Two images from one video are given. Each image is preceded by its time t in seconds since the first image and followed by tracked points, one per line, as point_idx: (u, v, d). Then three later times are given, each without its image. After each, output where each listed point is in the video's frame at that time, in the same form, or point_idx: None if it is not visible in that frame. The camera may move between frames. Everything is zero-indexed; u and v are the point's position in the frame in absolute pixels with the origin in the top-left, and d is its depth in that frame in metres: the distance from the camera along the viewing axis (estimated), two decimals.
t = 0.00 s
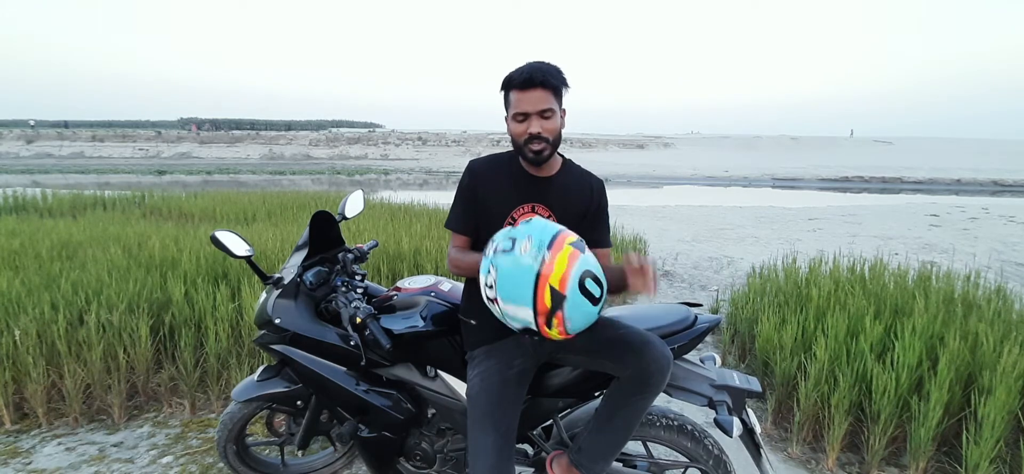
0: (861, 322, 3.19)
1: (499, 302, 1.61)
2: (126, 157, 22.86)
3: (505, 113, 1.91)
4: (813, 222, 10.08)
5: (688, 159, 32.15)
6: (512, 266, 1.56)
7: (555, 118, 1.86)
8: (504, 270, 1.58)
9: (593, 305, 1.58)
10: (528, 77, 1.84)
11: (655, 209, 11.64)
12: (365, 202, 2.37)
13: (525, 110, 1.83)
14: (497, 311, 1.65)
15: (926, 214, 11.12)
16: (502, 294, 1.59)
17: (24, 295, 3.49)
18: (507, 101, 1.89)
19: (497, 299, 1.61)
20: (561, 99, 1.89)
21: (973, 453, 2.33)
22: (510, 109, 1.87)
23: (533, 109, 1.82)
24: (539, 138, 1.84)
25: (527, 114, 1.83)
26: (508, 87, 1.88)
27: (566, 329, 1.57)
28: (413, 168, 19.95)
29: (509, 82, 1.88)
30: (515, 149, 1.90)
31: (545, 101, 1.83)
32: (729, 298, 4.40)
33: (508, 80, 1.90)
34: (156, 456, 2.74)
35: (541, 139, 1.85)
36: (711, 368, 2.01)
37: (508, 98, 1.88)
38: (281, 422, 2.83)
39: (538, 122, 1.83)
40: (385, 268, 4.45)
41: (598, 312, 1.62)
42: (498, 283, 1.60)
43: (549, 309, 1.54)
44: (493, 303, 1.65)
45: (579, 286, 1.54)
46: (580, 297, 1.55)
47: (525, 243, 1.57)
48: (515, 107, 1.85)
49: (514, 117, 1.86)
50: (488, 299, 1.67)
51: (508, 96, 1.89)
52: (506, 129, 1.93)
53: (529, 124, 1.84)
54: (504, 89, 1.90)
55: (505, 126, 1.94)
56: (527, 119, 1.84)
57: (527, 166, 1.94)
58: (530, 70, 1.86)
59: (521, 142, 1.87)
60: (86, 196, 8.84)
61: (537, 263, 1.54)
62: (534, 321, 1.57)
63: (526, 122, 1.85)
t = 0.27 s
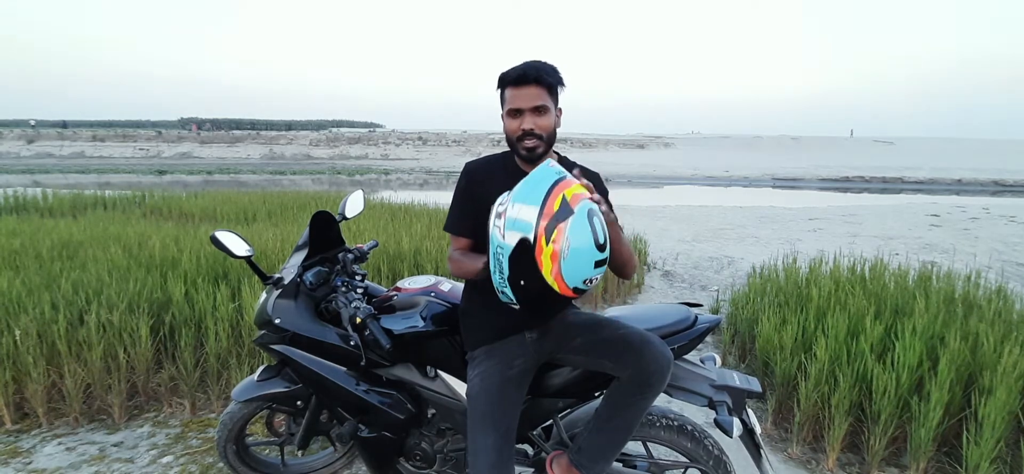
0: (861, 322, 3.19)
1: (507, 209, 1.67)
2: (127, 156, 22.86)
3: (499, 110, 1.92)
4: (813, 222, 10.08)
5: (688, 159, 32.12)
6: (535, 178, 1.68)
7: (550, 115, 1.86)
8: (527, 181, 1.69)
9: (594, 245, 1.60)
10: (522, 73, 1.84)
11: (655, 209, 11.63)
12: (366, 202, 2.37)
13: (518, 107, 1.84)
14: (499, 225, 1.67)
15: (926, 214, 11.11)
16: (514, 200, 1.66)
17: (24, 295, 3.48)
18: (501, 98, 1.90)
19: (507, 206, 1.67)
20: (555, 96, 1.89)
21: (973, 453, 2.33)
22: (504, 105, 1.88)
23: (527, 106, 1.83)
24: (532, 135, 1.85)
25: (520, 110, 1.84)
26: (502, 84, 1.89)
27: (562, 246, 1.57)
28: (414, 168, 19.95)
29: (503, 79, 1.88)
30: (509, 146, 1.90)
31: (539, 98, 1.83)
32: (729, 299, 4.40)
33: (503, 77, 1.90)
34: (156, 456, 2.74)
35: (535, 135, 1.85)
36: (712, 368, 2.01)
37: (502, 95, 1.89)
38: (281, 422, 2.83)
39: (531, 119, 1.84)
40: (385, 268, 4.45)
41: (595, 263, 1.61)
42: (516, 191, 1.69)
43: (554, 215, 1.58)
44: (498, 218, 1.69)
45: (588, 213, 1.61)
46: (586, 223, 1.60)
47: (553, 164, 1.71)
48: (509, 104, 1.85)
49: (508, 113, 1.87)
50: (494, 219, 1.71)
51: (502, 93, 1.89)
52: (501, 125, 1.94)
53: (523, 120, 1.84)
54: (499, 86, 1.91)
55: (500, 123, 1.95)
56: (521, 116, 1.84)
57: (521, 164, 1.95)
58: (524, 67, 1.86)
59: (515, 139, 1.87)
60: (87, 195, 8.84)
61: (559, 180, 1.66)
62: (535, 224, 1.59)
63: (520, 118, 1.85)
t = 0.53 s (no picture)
0: (861, 322, 3.19)
1: (511, 229, 1.67)
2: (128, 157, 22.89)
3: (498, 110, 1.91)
4: (813, 222, 10.08)
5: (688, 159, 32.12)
6: (538, 198, 1.69)
7: (549, 114, 1.86)
8: (530, 200, 1.69)
9: (595, 269, 1.65)
10: (521, 73, 1.84)
11: (655, 209, 11.63)
12: (365, 202, 2.37)
13: (518, 106, 1.84)
14: (501, 244, 1.68)
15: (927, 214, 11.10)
16: (518, 220, 1.67)
17: (25, 295, 3.49)
18: (500, 99, 1.89)
19: (511, 225, 1.67)
20: (553, 96, 1.89)
21: (972, 453, 2.33)
22: (503, 105, 1.87)
23: (526, 105, 1.83)
24: (533, 135, 1.85)
25: (520, 110, 1.84)
26: (500, 85, 1.89)
27: (565, 272, 1.61)
28: (414, 168, 19.96)
29: (501, 80, 1.88)
30: (509, 146, 1.90)
31: (538, 97, 1.83)
32: (729, 299, 4.40)
33: (500, 77, 1.90)
34: (156, 457, 2.74)
35: (535, 135, 1.85)
36: (711, 368, 2.01)
37: (500, 95, 1.88)
38: (280, 422, 2.83)
39: (531, 119, 1.84)
40: (385, 268, 4.45)
41: (595, 287, 1.66)
42: (519, 211, 1.69)
43: (559, 241, 1.61)
44: (501, 237, 1.69)
45: (591, 237, 1.65)
46: (588, 248, 1.63)
47: (557, 184, 1.72)
48: (508, 104, 1.85)
49: (507, 114, 1.87)
50: (496, 236, 1.72)
51: (501, 93, 1.89)
52: (499, 126, 1.93)
53: (523, 120, 1.84)
54: (496, 86, 1.91)
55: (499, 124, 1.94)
56: (521, 115, 1.84)
57: (521, 164, 1.95)
58: (522, 67, 1.86)
59: (515, 139, 1.87)
60: (87, 196, 8.85)
61: (562, 202, 1.67)
62: (540, 249, 1.61)
63: (519, 118, 1.85)
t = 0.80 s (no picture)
0: (861, 322, 3.19)
1: (512, 244, 1.68)
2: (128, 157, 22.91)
3: (500, 113, 1.91)
4: (813, 222, 10.09)
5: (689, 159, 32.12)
6: (539, 213, 1.69)
7: (552, 117, 1.87)
8: (531, 215, 1.69)
9: (593, 287, 1.65)
10: (523, 75, 1.84)
11: (655, 209, 11.63)
12: (365, 202, 2.37)
13: (522, 109, 1.84)
14: (501, 258, 1.69)
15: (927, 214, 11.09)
16: (519, 235, 1.67)
17: (25, 295, 3.49)
18: (502, 102, 1.89)
19: (512, 240, 1.68)
20: (555, 98, 1.90)
21: (972, 453, 2.33)
22: (506, 109, 1.87)
23: (530, 108, 1.83)
24: (537, 137, 1.85)
25: (523, 113, 1.84)
26: (502, 88, 1.89)
27: (562, 290, 1.62)
28: (414, 168, 19.97)
29: (503, 83, 1.88)
30: (514, 149, 1.90)
31: (541, 100, 1.84)
32: (729, 298, 4.40)
33: (502, 80, 1.90)
34: (157, 456, 2.75)
35: (539, 137, 1.85)
36: (710, 367, 2.01)
37: (503, 99, 1.88)
38: (281, 422, 2.83)
39: (535, 121, 1.84)
40: (385, 268, 4.46)
41: (592, 305, 1.67)
42: (520, 226, 1.69)
43: (557, 258, 1.61)
44: (502, 251, 1.70)
45: (590, 255, 1.65)
46: (587, 267, 1.63)
47: (559, 200, 1.72)
48: (511, 107, 1.85)
49: (510, 117, 1.87)
50: (497, 250, 1.73)
51: (503, 96, 1.89)
52: (502, 130, 1.93)
53: (527, 123, 1.84)
54: (498, 90, 1.91)
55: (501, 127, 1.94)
56: (524, 118, 1.85)
57: (525, 166, 1.95)
58: (524, 70, 1.87)
59: (519, 142, 1.87)
60: (87, 196, 8.86)
61: (563, 219, 1.67)
62: (539, 265, 1.61)
63: (523, 122, 1.85)
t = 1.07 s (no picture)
0: (861, 323, 3.19)
1: (510, 224, 1.73)
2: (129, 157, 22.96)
3: (501, 115, 1.91)
4: (814, 222, 10.08)
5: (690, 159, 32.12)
6: (543, 201, 1.74)
7: (553, 119, 1.87)
8: (535, 202, 1.75)
9: (579, 280, 1.63)
10: (524, 78, 1.85)
11: (656, 209, 11.63)
12: (366, 203, 2.37)
13: (523, 112, 1.84)
14: (498, 237, 1.74)
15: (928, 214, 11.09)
16: (518, 217, 1.73)
17: (27, 296, 3.50)
18: (503, 104, 1.89)
19: (512, 221, 1.74)
20: (556, 100, 1.91)
21: (972, 453, 2.33)
22: (507, 111, 1.87)
23: (532, 110, 1.83)
24: (539, 140, 1.86)
25: (526, 115, 1.84)
26: (503, 90, 1.88)
27: (547, 271, 1.62)
28: (415, 169, 19.98)
29: (504, 85, 1.88)
30: (516, 151, 1.90)
31: (543, 102, 1.84)
32: (730, 299, 4.41)
33: (503, 82, 1.90)
34: (158, 456, 2.76)
35: (541, 139, 1.86)
36: (710, 368, 2.01)
37: (504, 101, 1.88)
38: (282, 422, 2.84)
39: (537, 124, 1.84)
40: (386, 269, 4.47)
41: (575, 299, 1.64)
42: (523, 210, 1.75)
43: (549, 241, 1.64)
44: (500, 231, 1.75)
45: (582, 249, 1.65)
46: (577, 258, 1.63)
47: (563, 194, 1.76)
48: (513, 109, 1.85)
49: (512, 119, 1.87)
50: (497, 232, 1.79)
51: (504, 99, 1.89)
52: (504, 132, 1.93)
53: (529, 125, 1.85)
54: (499, 92, 1.91)
55: (502, 129, 1.94)
56: (526, 121, 1.85)
57: (527, 168, 1.95)
58: (525, 72, 1.87)
59: (521, 145, 1.87)
60: (89, 196, 8.88)
61: (564, 209, 1.71)
62: (529, 243, 1.65)
63: (525, 124, 1.85)
